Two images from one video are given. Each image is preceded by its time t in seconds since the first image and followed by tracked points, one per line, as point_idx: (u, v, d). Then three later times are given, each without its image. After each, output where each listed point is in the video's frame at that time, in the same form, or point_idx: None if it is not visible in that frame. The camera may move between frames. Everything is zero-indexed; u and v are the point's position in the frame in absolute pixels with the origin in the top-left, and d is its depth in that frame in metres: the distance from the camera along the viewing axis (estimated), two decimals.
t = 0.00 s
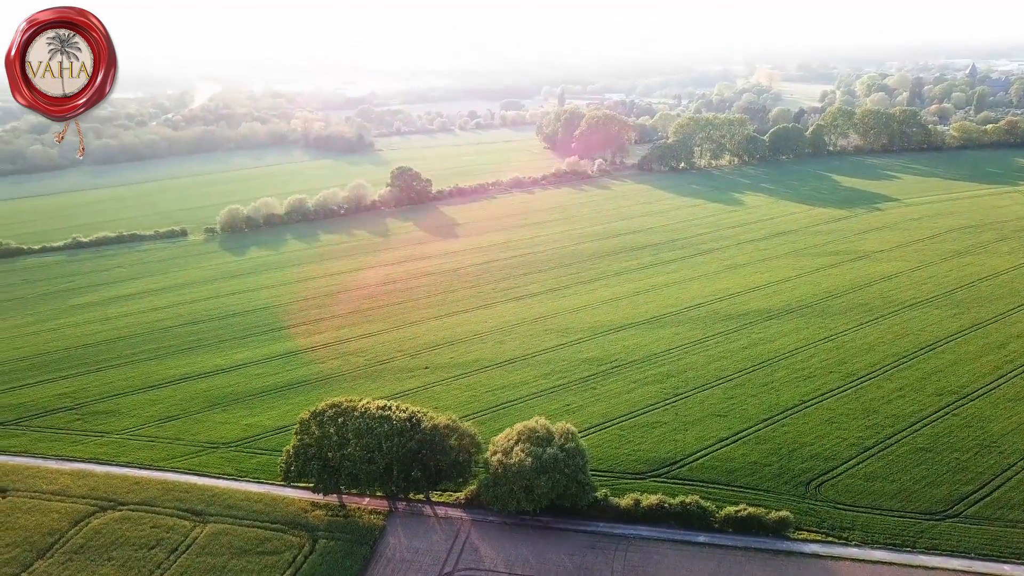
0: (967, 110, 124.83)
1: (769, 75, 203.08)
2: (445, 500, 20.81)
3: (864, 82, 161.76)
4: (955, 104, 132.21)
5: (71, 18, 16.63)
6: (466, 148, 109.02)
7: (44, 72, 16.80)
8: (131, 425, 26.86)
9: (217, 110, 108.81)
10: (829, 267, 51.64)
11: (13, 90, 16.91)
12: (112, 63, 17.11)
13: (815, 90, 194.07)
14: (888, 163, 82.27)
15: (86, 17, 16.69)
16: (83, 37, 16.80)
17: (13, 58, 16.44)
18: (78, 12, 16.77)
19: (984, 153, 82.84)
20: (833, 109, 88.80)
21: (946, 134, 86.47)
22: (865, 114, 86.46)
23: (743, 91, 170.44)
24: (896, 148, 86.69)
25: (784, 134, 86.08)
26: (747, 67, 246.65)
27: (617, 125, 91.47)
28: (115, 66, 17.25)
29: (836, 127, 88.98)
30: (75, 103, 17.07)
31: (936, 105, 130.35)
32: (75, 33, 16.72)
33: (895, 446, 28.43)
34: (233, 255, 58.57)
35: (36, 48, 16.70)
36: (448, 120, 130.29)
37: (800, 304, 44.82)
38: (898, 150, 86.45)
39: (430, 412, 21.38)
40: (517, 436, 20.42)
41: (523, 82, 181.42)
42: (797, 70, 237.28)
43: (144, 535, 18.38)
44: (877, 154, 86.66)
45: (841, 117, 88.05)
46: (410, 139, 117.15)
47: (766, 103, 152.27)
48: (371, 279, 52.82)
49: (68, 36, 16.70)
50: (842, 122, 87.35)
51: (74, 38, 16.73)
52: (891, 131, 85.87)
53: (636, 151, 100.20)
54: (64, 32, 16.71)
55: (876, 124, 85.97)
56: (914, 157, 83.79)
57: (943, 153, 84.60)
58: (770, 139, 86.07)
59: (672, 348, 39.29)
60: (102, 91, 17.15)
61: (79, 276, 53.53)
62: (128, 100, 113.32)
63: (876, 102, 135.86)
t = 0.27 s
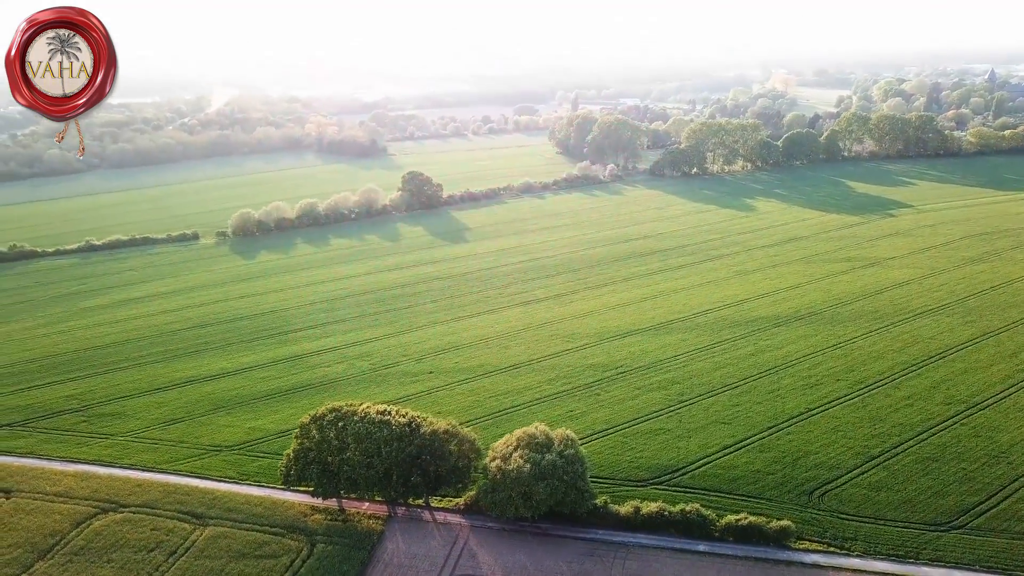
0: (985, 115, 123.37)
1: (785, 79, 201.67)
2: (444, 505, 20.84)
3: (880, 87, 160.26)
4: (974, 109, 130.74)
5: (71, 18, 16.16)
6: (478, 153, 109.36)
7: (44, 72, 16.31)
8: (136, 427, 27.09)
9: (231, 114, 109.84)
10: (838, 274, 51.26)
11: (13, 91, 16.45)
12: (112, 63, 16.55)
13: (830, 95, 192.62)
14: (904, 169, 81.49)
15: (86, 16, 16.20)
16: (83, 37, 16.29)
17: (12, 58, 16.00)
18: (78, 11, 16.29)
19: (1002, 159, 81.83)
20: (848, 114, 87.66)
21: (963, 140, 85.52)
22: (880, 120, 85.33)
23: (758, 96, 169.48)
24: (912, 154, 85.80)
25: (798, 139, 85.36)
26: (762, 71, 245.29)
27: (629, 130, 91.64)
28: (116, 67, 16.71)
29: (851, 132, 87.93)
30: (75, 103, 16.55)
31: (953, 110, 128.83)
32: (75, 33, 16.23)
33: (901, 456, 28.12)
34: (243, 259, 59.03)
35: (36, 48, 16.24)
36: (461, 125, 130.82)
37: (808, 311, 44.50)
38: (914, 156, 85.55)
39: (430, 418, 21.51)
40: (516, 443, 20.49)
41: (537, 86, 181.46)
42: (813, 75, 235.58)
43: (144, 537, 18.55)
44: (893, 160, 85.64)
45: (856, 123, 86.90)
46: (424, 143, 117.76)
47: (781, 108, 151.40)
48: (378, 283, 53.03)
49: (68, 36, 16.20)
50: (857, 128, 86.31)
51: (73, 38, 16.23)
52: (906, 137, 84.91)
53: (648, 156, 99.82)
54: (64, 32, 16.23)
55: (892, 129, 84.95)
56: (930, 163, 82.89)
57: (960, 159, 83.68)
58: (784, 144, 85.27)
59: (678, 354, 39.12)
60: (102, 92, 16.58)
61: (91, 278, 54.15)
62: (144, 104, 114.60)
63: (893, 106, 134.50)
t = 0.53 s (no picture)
0: (1005, 120, 121.82)
1: (801, 84, 200.43)
2: (444, 511, 20.88)
3: (897, 92, 158.83)
4: (993, 114, 129.14)
5: (71, 18, 15.12)
6: (490, 158, 109.64)
7: (43, 71, 15.20)
8: (141, 430, 27.31)
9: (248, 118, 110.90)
10: (849, 281, 50.84)
11: (11, 91, 15.33)
12: (113, 64, 15.47)
13: (847, 100, 191.14)
14: (920, 175, 80.70)
15: (87, 15, 15.18)
16: (83, 36, 15.22)
17: (12, 58, 14.95)
18: (79, 11, 15.26)
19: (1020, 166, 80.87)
20: (864, 120, 86.76)
21: (980, 146, 84.79)
22: (897, 126, 84.60)
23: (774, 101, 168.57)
24: (928, 160, 84.99)
25: (812, 144, 84.63)
26: (778, 77, 243.93)
27: (642, 136, 91.76)
28: (117, 67, 15.61)
29: (866, 138, 87.27)
30: (75, 104, 15.43)
31: (971, 116, 127.46)
32: (75, 33, 15.17)
33: (908, 466, 27.83)
34: (253, 263, 59.43)
35: (35, 47, 15.14)
36: (475, 130, 131.30)
37: (817, 318, 44.14)
38: (931, 162, 84.78)
39: (430, 423, 21.61)
40: (515, 449, 20.53)
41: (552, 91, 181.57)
42: (830, 80, 233.88)
43: (144, 540, 18.76)
44: (910, 166, 84.90)
45: (872, 129, 86.22)
46: (437, 148, 118.25)
47: (797, 113, 150.57)
48: (387, 288, 53.21)
49: (67, 35, 15.13)
50: (872, 133, 85.59)
51: (73, 37, 15.16)
52: (923, 143, 84.16)
53: (661, 161, 99.83)
54: (64, 32, 15.15)
55: (908, 135, 84.22)
56: (947, 170, 82.12)
57: (978, 165, 82.89)
58: (798, 149, 84.79)
59: (685, 361, 38.93)
60: (102, 92, 15.46)
61: (102, 281, 54.73)
62: (160, 108, 115.92)
63: (910, 112, 133.33)
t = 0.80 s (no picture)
0: None
1: (819, 90, 198.87)
2: (445, 516, 20.91)
3: (917, 97, 157.03)
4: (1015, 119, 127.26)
5: (71, 18, 15.47)
6: (503, 163, 109.83)
7: (44, 71, 15.61)
8: (147, 432, 27.60)
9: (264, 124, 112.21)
10: (860, 288, 50.41)
11: (12, 91, 15.70)
12: (113, 63, 15.84)
13: (866, 106, 189.36)
14: (937, 181, 79.90)
15: (86, 16, 15.53)
16: (83, 37, 15.61)
17: (12, 58, 15.34)
18: (78, 11, 15.62)
19: None
20: (880, 125, 85.77)
21: (999, 152, 83.99)
22: (913, 131, 83.81)
23: (792, 106, 167.37)
24: (946, 166, 84.20)
25: (827, 150, 83.88)
26: (796, 82, 242.00)
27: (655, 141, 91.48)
28: (116, 67, 15.98)
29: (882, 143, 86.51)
30: (75, 103, 15.80)
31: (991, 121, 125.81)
32: (75, 33, 15.55)
33: (915, 476, 27.54)
34: (264, 267, 59.88)
35: (36, 48, 15.53)
36: (489, 135, 131.66)
37: (827, 326, 43.79)
38: (948, 168, 83.96)
39: (431, 428, 21.74)
40: (515, 455, 20.58)
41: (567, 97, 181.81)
42: (849, 86, 231.67)
43: (145, 542, 19.09)
44: (927, 172, 84.09)
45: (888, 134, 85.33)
46: (451, 153, 118.68)
47: (814, 119, 149.44)
48: (396, 292, 53.40)
49: (68, 35, 15.52)
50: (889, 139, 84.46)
51: (73, 38, 15.55)
52: (940, 148, 83.36)
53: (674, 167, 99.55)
54: (64, 32, 15.54)
55: (925, 141, 83.43)
56: (965, 175, 81.29)
57: (996, 171, 82.06)
58: (813, 155, 84.13)
59: (691, 368, 38.75)
60: (102, 91, 15.83)
61: (114, 284, 55.46)
62: (178, 114, 117.33)
63: (929, 118, 131.78)
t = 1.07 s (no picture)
0: None
1: (836, 95, 197.57)
2: (445, 522, 20.95)
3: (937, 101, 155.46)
4: None
5: (71, 18, 15.29)
6: (517, 168, 110.02)
7: (43, 72, 15.43)
8: (153, 434, 27.85)
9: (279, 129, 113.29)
10: (872, 295, 49.96)
11: (12, 91, 15.48)
12: (113, 64, 15.65)
13: (884, 112, 188.00)
14: (955, 187, 79.25)
15: (86, 16, 15.35)
16: (83, 37, 15.41)
17: (13, 58, 15.17)
18: (78, 11, 15.43)
19: None
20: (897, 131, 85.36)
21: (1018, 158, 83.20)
22: (931, 137, 83.23)
23: (808, 111, 166.44)
24: (964, 172, 83.57)
25: (843, 155, 83.44)
26: (813, 87, 240.84)
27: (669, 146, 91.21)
28: (116, 67, 15.80)
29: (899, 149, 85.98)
30: (75, 103, 15.60)
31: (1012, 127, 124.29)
32: (75, 33, 15.36)
33: (923, 486, 27.24)
34: (275, 271, 60.31)
35: (36, 48, 15.36)
36: (504, 139, 132.03)
37: (837, 333, 43.43)
38: (966, 174, 83.27)
39: (432, 433, 21.89)
40: (515, 462, 20.64)
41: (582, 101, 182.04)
42: (866, 91, 229.90)
43: (146, 544, 19.31)
44: (945, 178, 83.42)
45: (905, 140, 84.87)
46: (465, 158, 119.07)
47: (830, 123, 148.47)
48: (405, 296, 53.56)
49: (68, 36, 15.32)
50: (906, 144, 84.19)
51: (73, 38, 15.35)
52: (958, 154, 82.78)
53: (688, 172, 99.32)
54: (64, 32, 15.34)
55: (943, 146, 82.84)
56: (983, 182, 80.58)
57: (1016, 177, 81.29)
58: (828, 160, 83.62)
59: (699, 375, 38.56)
60: (102, 91, 15.64)
61: (126, 286, 56.08)
62: (194, 118, 118.64)
63: (948, 123, 130.63)
